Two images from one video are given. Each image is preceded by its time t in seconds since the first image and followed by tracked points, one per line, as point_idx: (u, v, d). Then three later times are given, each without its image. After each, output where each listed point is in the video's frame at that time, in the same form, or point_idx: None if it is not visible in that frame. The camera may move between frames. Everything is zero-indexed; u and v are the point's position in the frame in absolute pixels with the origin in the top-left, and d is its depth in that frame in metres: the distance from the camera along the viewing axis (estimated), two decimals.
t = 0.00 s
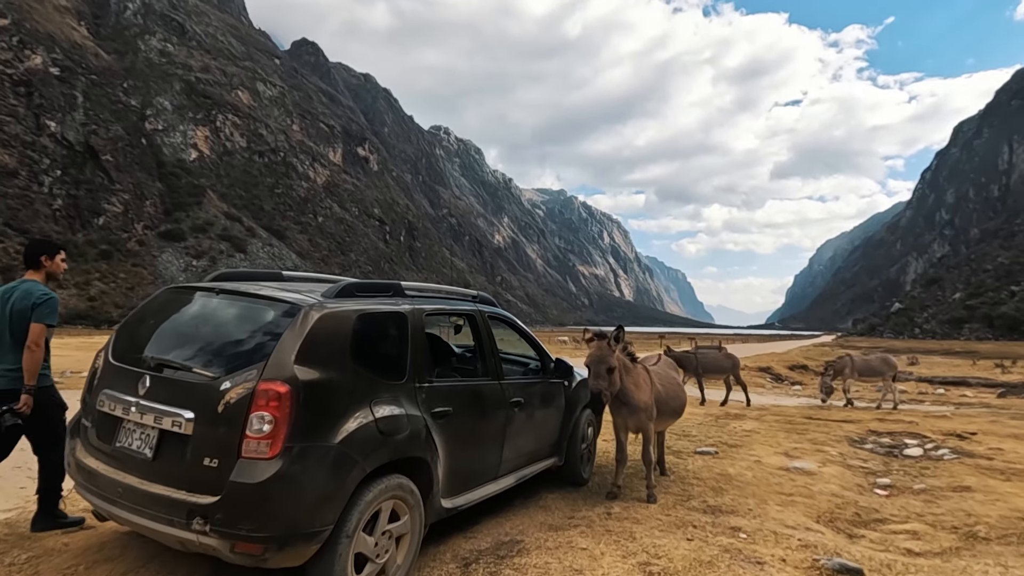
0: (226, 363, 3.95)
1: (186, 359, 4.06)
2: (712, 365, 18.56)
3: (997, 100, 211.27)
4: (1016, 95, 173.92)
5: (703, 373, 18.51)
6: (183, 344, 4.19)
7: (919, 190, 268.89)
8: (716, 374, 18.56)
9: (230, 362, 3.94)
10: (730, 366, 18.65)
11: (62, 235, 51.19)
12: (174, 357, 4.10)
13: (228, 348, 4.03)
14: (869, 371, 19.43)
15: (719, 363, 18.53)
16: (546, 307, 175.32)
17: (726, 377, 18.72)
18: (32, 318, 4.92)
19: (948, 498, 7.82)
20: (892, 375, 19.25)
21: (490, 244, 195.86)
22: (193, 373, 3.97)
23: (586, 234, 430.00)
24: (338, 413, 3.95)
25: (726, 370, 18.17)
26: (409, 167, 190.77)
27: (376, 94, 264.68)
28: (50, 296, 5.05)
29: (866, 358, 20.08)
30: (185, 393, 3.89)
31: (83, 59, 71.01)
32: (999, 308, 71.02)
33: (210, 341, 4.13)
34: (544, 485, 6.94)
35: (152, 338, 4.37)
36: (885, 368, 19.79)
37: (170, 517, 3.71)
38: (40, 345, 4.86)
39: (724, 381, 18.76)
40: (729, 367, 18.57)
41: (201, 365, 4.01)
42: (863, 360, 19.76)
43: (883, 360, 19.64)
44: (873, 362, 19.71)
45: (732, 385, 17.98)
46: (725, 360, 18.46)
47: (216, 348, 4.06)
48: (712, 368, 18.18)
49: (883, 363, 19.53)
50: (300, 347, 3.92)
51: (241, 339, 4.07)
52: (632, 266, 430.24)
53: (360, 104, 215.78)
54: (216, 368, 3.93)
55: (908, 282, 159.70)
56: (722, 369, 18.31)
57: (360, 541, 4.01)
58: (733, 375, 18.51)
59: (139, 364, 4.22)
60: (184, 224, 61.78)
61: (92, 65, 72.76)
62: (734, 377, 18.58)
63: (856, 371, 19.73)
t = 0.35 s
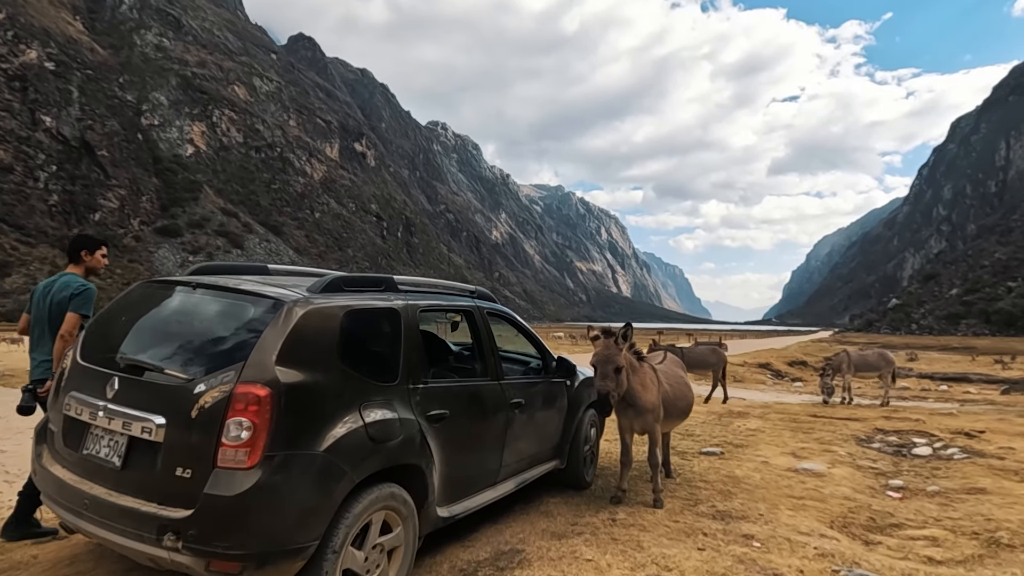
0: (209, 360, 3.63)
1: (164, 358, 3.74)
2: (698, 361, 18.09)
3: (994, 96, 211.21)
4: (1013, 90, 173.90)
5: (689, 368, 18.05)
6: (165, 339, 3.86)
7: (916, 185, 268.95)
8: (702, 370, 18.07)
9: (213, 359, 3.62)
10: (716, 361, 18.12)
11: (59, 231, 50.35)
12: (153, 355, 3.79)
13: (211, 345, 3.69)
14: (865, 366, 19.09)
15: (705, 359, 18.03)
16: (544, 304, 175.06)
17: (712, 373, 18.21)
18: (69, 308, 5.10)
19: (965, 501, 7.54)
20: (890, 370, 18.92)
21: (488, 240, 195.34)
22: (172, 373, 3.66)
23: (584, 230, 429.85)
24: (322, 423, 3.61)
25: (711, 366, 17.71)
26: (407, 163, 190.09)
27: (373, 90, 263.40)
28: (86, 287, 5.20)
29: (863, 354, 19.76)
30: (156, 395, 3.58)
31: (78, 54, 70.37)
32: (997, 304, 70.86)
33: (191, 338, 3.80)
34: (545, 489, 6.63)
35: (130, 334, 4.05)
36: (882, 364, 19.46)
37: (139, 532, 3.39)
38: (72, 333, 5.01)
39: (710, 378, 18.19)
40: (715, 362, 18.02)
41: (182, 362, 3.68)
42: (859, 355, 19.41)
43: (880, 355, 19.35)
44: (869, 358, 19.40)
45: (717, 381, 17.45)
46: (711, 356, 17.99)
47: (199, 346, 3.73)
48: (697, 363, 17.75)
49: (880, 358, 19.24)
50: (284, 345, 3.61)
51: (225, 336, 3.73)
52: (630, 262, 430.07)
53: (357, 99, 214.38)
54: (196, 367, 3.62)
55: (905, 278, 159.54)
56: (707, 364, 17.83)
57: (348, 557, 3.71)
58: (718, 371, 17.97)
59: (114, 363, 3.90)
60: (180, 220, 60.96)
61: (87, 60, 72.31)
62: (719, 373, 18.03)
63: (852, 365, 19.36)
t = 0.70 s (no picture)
0: (172, 367, 3.26)
1: (127, 363, 3.37)
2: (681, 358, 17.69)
3: (986, 94, 211.80)
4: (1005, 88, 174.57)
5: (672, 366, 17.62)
6: (129, 342, 3.48)
7: (909, 182, 269.77)
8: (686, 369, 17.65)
9: (175, 365, 3.25)
10: (698, 359, 17.67)
11: (49, 227, 49.61)
12: (116, 359, 3.43)
13: (177, 349, 3.34)
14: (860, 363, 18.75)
15: (689, 356, 17.61)
16: (538, 300, 174.83)
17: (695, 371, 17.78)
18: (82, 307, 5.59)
19: (977, 508, 7.25)
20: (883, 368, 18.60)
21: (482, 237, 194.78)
22: (133, 380, 3.30)
23: (578, 227, 429.81)
24: (292, 442, 3.26)
25: (694, 364, 17.30)
26: (401, 159, 189.31)
27: (367, 85, 261.87)
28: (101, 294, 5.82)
29: (857, 350, 19.38)
30: (110, 407, 3.22)
31: (69, 48, 69.50)
32: (988, 301, 70.97)
33: (157, 341, 3.43)
34: (539, 499, 6.32)
35: (92, 334, 3.68)
36: (876, 361, 19.09)
37: (88, 562, 3.04)
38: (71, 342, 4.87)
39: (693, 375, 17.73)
40: (698, 360, 17.59)
41: (146, 370, 3.32)
42: (855, 352, 19.03)
43: (874, 352, 19.02)
44: (865, 355, 19.04)
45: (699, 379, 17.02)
46: (694, 353, 17.58)
47: (163, 349, 3.36)
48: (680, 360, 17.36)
49: (875, 356, 18.92)
50: (250, 353, 3.25)
51: (192, 337, 3.37)
52: (624, 259, 430.25)
53: (351, 95, 213.11)
54: (158, 374, 3.25)
55: (898, 275, 159.94)
56: (689, 362, 17.40)
57: None
58: (701, 368, 17.51)
59: (73, 369, 3.54)
60: (173, 216, 60.19)
61: (78, 54, 71.03)
62: (703, 371, 17.57)
63: (847, 363, 18.98)
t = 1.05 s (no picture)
0: (146, 367, 2.99)
1: (100, 363, 3.10)
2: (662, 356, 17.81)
3: (977, 91, 212.69)
4: (995, 85, 175.40)
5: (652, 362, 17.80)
6: (101, 341, 3.20)
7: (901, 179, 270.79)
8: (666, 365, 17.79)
9: (148, 366, 2.99)
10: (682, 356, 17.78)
11: (38, 224, 48.81)
12: (88, 359, 3.14)
13: (152, 348, 3.05)
14: (857, 360, 18.55)
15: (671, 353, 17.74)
16: (532, 297, 174.43)
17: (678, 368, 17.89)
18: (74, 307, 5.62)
19: (990, 510, 7.04)
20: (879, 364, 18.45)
21: (476, 233, 194.12)
22: (105, 382, 3.02)
23: (571, 223, 429.65)
24: (274, 451, 3.00)
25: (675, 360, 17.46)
26: (394, 156, 188.50)
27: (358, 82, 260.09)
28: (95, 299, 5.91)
29: (854, 347, 19.16)
30: (75, 415, 2.94)
31: (58, 43, 68.47)
32: (980, 297, 71.18)
33: (132, 339, 3.14)
34: (539, 503, 6.08)
35: (62, 331, 3.40)
36: (872, 357, 18.89)
37: None
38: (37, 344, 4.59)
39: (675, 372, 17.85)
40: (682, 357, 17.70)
41: (119, 370, 3.04)
42: (852, 349, 18.81)
43: (871, 348, 18.82)
44: (862, 351, 18.83)
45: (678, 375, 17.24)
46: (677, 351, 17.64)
47: (139, 348, 3.09)
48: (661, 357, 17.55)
49: (871, 352, 18.74)
50: (227, 354, 2.97)
51: (169, 335, 3.09)
52: (617, 255, 430.22)
53: (344, 91, 211.85)
54: (131, 376, 2.97)
55: (889, 271, 160.46)
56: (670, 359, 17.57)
57: None
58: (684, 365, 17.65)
59: (41, 371, 3.26)
60: (164, 213, 59.24)
61: (67, 49, 69.87)
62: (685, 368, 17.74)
63: (845, 360, 18.73)
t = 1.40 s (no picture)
0: (124, 370, 2.64)
1: (74, 366, 2.74)
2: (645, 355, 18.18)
3: (967, 89, 213.67)
4: (986, 83, 176.33)
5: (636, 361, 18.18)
6: (75, 341, 2.84)
7: (892, 177, 271.78)
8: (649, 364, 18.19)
9: (124, 371, 2.63)
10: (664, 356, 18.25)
11: (27, 221, 47.84)
12: (64, 359, 2.79)
13: (132, 349, 2.71)
14: (858, 358, 18.29)
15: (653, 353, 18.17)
16: (526, 295, 173.96)
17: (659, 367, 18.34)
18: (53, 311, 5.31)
19: (1013, 515, 6.76)
20: (879, 362, 18.23)
21: (469, 231, 193.43)
22: (75, 387, 2.63)
23: (565, 221, 429.33)
24: (264, 468, 2.67)
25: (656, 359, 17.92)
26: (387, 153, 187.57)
27: (351, 79, 258.41)
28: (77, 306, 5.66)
29: (854, 344, 18.90)
30: (42, 425, 2.60)
31: (47, 38, 67.40)
32: (972, 294, 71.31)
33: (110, 337, 2.79)
34: (546, 512, 5.75)
35: (31, 330, 3.03)
36: (872, 355, 18.64)
37: None
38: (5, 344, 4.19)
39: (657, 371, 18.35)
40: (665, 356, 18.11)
41: (94, 373, 2.68)
42: (853, 347, 18.52)
43: (872, 346, 18.56)
44: (862, 349, 18.56)
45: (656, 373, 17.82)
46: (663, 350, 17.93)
47: (118, 348, 2.74)
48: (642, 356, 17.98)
49: (872, 350, 18.49)
50: (209, 357, 2.62)
51: (149, 336, 2.74)
52: (611, 253, 430.23)
53: (336, 88, 210.52)
54: (105, 380, 2.62)
55: (881, 268, 161.00)
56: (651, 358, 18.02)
57: None
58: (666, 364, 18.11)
59: (9, 372, 2.90)
60: (155, 210, 58.17)
61: (57, 45, 68.84)
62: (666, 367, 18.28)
63: (846, 358, 18.44)
